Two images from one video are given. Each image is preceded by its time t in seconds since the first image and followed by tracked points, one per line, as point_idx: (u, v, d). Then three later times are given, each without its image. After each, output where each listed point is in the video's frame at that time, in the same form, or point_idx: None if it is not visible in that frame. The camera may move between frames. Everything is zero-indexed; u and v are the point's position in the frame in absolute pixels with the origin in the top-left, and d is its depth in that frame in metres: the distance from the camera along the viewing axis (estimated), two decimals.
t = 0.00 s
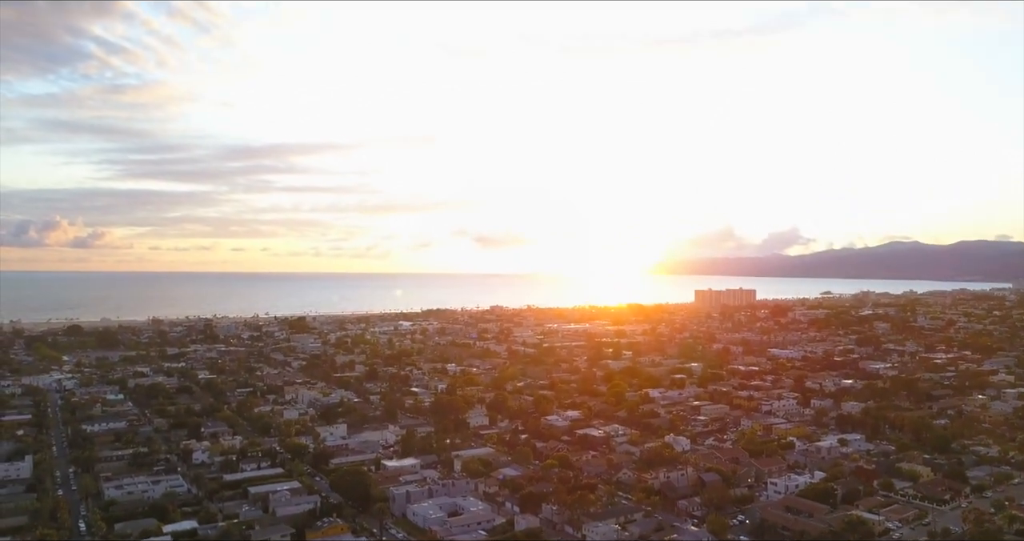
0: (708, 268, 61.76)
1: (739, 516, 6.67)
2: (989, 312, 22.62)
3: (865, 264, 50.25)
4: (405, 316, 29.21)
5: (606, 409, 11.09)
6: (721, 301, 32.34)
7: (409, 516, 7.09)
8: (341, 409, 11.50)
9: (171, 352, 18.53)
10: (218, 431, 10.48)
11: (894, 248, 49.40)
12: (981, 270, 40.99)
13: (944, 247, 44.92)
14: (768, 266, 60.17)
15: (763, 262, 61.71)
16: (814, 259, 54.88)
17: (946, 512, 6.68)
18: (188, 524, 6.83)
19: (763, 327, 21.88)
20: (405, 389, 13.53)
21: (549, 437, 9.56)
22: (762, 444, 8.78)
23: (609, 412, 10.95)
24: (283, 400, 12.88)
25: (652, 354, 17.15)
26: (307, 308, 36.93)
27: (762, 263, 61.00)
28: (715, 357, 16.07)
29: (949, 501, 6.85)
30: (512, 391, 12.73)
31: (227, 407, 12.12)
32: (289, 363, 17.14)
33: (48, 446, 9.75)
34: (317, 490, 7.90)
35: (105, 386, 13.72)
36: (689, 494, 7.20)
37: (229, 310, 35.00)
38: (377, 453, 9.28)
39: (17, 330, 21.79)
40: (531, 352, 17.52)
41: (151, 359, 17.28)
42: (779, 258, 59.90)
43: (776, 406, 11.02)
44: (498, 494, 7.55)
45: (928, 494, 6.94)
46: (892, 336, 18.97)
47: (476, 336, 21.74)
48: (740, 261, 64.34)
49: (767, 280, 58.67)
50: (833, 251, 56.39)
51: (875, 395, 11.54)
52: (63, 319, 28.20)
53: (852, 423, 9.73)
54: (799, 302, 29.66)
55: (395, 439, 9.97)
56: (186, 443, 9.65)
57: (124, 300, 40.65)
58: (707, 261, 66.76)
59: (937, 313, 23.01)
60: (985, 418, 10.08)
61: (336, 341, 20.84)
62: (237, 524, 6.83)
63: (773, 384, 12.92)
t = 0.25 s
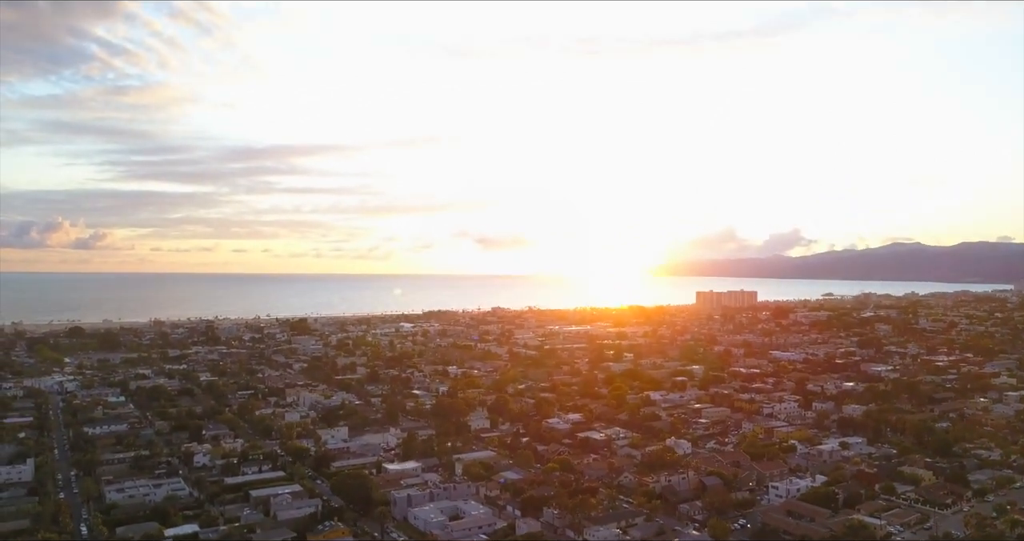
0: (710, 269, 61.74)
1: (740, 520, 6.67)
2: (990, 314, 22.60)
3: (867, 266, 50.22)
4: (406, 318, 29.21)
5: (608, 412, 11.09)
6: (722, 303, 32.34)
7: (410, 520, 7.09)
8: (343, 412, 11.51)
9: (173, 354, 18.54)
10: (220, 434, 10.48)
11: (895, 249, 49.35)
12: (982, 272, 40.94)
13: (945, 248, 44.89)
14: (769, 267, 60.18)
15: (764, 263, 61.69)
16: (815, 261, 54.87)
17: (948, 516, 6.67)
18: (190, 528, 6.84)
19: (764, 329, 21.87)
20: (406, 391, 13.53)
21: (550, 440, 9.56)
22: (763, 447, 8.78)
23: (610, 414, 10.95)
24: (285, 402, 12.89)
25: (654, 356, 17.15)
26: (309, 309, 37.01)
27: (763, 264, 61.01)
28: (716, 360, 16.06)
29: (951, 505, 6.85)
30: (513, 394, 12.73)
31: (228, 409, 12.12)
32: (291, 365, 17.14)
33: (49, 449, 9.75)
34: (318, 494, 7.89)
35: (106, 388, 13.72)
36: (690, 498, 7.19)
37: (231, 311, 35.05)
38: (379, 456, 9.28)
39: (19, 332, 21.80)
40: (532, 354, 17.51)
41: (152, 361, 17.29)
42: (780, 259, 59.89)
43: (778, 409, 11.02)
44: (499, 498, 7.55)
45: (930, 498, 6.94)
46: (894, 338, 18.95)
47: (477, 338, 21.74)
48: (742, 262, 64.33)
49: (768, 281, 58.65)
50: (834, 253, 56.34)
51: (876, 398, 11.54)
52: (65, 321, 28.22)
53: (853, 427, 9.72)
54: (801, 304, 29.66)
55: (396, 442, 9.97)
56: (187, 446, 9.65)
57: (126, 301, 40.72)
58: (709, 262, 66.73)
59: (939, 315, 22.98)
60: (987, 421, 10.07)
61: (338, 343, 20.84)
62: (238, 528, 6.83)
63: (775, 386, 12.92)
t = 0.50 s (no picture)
0: (711, 270, 61.74)
1: (742, 523, 6.67)
2: (992, 315, 22.55)
3: (868, 266, 50.18)
4: (407, 319, 29.22)
5: (609, 414, 11.09)
6: (724, 304, 32.33)
7: (411, 522, 7.10)
8: (344, 414, 11.52)
9: (174, 355, 18.56)
10: (221, 435, 10.49)
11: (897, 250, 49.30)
12: (984, 273, 40.86)
13: (947, 248, 44.87)
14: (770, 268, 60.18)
15: (765, 264, 61.68)
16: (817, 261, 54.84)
17: (950, 519, 6.66)
18: (191, 530, 6.85)
19: (766, 330, 21.86)
20: (408, 392, 13.54)
21: (551, 442, 9.56)
22: (764, 449, 8.77)
23: (611, 416, 10.95)
24: (286, 404, 12.90)
25: (655, 358, 17.16)
26: (311, 310, 37.12)
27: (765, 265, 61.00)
28: (717, 361, 16.05)
29: (953, 508, 6.84)
30: (515, 396, 12.74)
31: (229, 411, 12.13)
32: (292, 366, 17.15)
33: (51, 451, 9.76)
34: (319, 496, 7.90)
35: (108, 389, 13.73)
36: (692, 501, 7.19)
37: (233, 311, 35.12)
38: (380, 458, 9.28)
39: (21, 333, 21.83)
40: (534, 356, 17.51)
41: (154, 363, 17.31)
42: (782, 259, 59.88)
43: (779, 411, 11.02)
44: (500, 500, 7.55)
45: (931, 501, 6.93)
46: (895, 339, 18.92)
47: (478, 339, 21.75)
48: (743, 262, 64.32)
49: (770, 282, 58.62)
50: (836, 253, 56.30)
51: (878, 400, 11.53)
52: (66, 321, 28.23)
53: (855, 429, 9.71)
54: (802, 305, 29.61)
55: (397, 444, 9.97)
56: (189, 448, 9.66)
57: (129, 301, 40.76)
58: (710, 263, 66.69)
59: (940, 316, 22.94)
60: (989, 423, 10.05)
61: (339, 344, 20.86)
62: (240, 530, 6.84)
63: (776, 388, 12.92)
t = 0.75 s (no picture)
0: (712, 270, 61.72)
1: (743, 525, 6.67)
2: (994, 316, 22.52)
3: (870, 266, 50.14)
4: (408, 319, 29.23)
5: (610, 415, 11.09)
6: (725, 304, 32.31)
7: (413, 524, 7.10)
8: (345, 415, 11.52)
9: (175, 355, 18.56)
10: (223, 436, 10.49)
11: (898, 250, 49.24)
12: (986, 273, 40.81)
13: (948, 249, 44.80)
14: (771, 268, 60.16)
15: (766, 264, 61.65)
16: (818, 261, 54.82)
17: (952, 521, 6.66)
18: (193, 532, 6.85)
19: (767, 331, 21.84)
20: (409, 393, 13.54)
21: (552, 444, 9.56)
22: (766, 450, 8.77)
23: (613, 417, 10.94)
24: (287, 405, 12.91)
25: (656, 358, 17.15)
26: (313, 310, 37.19)
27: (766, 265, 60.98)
28: (718, 362, 16.05)
29: (954, 510, 6.84)
30: (516, 397, 12.74)
31: (231, 412, 12.13)
32: (293, 367, 17.15)
33: (53, 452, 9.76)
34: (321, 497, 7.90)
35: (109, 390, 13.74)
36: (693, 503, 7.19)
37: (234, 311, 35.15)
38: (381, 460, 9.27)
39: (23, 333, 21.80)
40: (535, 357, 17.50)
41: (155, 363, 17.31)
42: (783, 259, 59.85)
43: (781, 412, 11.01)
44: (501, 502, 7.55)
45: (933, 502, 6.92)
46: (897, 340, 18.90)
47: (479, 339, 21.76)
48: (744, 263, 64.30)
49: (771, 282, 58.59)
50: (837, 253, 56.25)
51: (880, 401, 11.51)
52: (68, 322, 28.25)
53: (856, 430, 9.71)
54: (803, 305, 29.57)
55: (398, 446, 9.97)
56: (191, 449, 9.66)
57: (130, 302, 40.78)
58: (711, 263, 66.68)
59: (942, 316, 22.91)
60: (991, 424, 10.04)
61: (340, 344, 20.87)
62: (241, 532, 6.84)
63: (777, 389, 12.91)
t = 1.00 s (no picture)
0: (713, 271, 61.72)
1: (744, 526, 6.66)
2: (996, 316, 22.49)
3: (871, 267, 50.12)
4: (409, 319, 29.24)
5: (611, 415, 11.09)
6: (726, 305, 32.31)
7: (414, 525, 7.10)
8: (346, 416, 11.53)
9: (177, 356, 18.57)
10: (224, 437, 10.50)
11: (899, 250, 49.21)
12: (987, 273, 40.77)
13: (950, 249, 44.77)
14: (773, 268, 60.17)
15: (768, 264, 61.64)
16: (819, 261, 54.80)
17: (953, 522, 6.65)
18: (194, 533, 6.85)
19: (768, 332, 21.83)
20: (410, 394, 13.55)
21: (553, 445, 9.56)
22: (767, 451, 8.77)
23: (614, 418, 10.94)
24: (289, 406, 12.91)
25: (657, 359, 17.16)
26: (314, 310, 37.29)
27: (767, 266, 61.00)
28: (719, 362, 16.05)
29: (956, 511, 6.83)
30: (517, 398, 12.74)
31: (232, 413, 12.13)
32: (294, 368, 17.16)
33: (55, 453, 9.76)
34: (322, 498, 7.90)
35: (111, 391, 13.75)
36: (694, 504, 7.19)
37: (235, 312, 35.20)
38: (382, 461, 9.28)
39: (25, 334, 21.82)
40: (536, 357, 17.49)
41: (157, 364, 17.32)
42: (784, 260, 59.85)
43: (782, 413, 11.01)
44: (502, 503, 7.55)
45: (934, 504, 6.92)
46: (898, 340, 18.89)
47: (480, 340, 21.77)
48: (745, 263, 64.27)
49: (772, 282, 58.59)
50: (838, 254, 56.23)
51: (881, 402, 11.51)
52: (69, 322, 28.26)
53: (858, 431, 9.70)
54: (805, 306, 29.55)
55: (400, 447, 9.98)
56: (192, 450, 9.66)
57: (131, 302, 40.80)
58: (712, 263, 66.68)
59: (944, 316, 22.89)
60: (992, 426, 10.04)
61: (341, 345, 20.88)
62: (242, 533, 6.84)
63: (778, 389, 12.91)
